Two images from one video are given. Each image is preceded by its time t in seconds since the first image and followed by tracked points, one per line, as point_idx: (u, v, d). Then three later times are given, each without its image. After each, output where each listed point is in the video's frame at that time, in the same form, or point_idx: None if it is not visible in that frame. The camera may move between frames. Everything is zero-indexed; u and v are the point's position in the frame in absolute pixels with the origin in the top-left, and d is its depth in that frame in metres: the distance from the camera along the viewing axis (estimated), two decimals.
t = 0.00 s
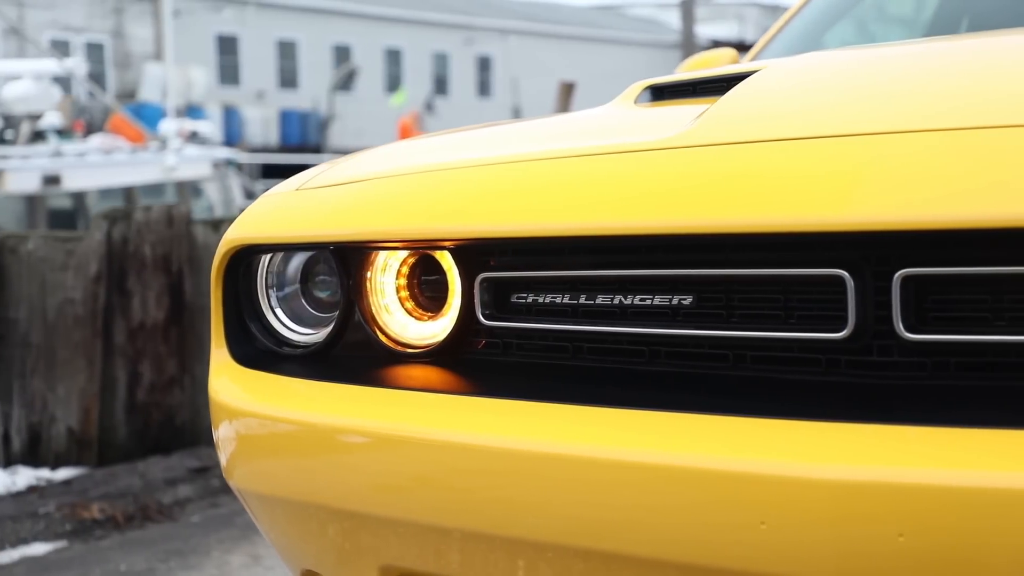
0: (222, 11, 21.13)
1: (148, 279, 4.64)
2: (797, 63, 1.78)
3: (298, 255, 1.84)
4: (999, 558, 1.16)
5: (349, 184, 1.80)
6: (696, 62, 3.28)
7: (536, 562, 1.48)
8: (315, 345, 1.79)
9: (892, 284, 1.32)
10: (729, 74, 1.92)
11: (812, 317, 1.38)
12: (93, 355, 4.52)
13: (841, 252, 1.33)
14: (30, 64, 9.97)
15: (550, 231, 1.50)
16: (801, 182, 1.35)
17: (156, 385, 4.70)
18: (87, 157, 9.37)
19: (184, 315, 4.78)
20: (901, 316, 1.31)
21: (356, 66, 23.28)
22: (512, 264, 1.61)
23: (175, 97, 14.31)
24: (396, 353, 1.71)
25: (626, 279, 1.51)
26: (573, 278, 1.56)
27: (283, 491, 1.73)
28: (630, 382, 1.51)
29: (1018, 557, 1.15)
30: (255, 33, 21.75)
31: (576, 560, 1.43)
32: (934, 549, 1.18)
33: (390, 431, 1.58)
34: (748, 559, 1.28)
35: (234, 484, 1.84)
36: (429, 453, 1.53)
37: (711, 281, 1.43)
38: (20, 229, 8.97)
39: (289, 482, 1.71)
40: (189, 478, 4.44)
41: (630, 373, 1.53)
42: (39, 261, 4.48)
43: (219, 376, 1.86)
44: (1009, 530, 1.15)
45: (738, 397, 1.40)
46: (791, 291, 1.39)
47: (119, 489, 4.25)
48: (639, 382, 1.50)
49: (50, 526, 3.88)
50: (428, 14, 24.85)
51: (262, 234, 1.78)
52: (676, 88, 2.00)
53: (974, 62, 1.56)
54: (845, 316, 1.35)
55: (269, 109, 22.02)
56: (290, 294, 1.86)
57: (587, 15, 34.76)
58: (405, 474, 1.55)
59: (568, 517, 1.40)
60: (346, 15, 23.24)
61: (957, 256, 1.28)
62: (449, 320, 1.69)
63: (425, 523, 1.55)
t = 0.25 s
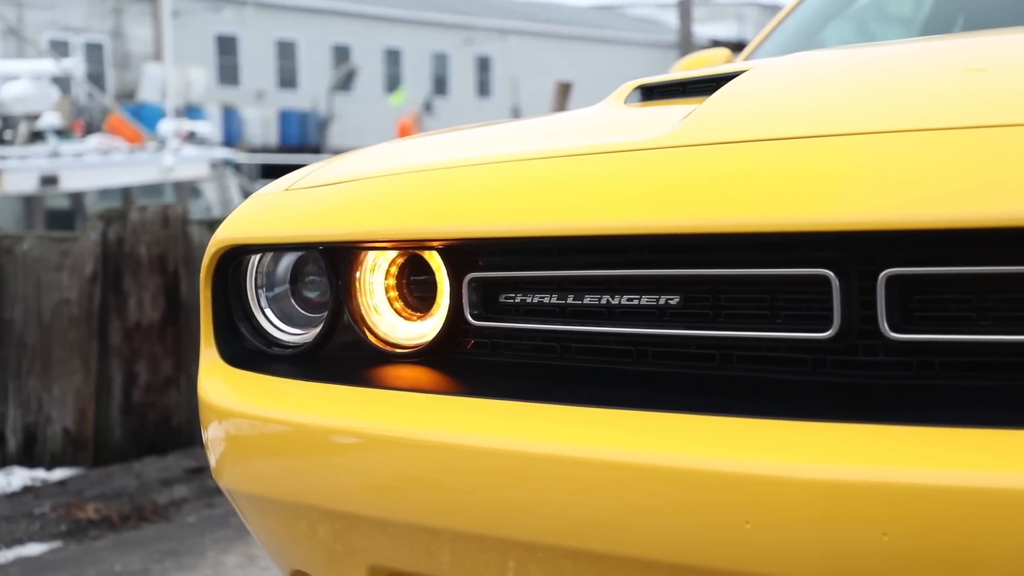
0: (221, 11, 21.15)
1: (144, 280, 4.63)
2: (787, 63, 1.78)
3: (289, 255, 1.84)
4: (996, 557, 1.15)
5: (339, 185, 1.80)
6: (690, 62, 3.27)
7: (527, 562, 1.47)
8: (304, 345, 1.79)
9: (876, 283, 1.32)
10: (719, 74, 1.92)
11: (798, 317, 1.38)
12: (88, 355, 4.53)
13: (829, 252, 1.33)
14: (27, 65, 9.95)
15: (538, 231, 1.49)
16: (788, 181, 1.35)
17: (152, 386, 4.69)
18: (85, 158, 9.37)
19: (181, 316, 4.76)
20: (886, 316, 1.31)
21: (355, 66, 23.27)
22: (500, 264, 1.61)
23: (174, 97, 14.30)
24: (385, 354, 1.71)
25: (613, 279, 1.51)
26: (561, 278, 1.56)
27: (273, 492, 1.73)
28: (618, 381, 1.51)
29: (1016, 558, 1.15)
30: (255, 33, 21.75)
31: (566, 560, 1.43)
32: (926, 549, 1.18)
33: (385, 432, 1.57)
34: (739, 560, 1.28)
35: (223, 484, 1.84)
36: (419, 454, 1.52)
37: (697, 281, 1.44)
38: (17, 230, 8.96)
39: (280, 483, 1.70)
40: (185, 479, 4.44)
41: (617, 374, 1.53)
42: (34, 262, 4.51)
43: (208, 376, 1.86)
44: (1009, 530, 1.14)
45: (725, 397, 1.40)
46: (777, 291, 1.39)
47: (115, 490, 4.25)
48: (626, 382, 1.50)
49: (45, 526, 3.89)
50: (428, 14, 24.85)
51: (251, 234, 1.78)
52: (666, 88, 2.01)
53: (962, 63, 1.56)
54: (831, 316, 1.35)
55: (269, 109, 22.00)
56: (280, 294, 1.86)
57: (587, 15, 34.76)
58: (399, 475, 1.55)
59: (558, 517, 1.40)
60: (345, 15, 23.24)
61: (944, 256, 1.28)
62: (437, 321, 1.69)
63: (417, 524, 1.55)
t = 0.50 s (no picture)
0: (220, 12, 21.16)
1: (139, 280, 4.62)
2: (776, 63, 1.78)
3: (279, 256, 1.84)
4: (985, 557, 1.15)
5: (329, 185, 1.79)
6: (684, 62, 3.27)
7: (517, 563, 1.47)
8: (293, 345, 1.80)
9: (862, 283, 1.32)
10: (708, 74, 1.92)
11: (784, 317, 1.38)
12: (84, 356, 4.53)
13: (816, 252, 1.33)
14: (25, 65, 9.92)
15: (526, 231, 1.49)
16: (775, 181, 1.35)
17: (148, 386, 4.68)
18: (82, 158, 9.38)
19: (177, 315, 4.75)
20: (871, 316, 1.31)
21: (354, 66, 23.28)
22: (488, 264, 1.61)
23: (173, 98, 14.30)
24: (374, 354, 1.71)
25: (601, 279, 1.51)
26: (549, 278, 1.56)
27: (262, 493, 1.72)
28: (605, 381, 1.51)
29: (1016, 558, 1.14)
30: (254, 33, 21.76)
31: (555, 560, 1.43)
32: (919, 549, 1.18)
33: (377, 432, 1.56)
34: (730, 560, 1.27)
35: (213, 485, 1.84)
36: (408, 454, 1.52)
37: (684, 281, 1.44)
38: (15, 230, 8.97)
39: (270, 483, 1.70)
40: (181, 479, 4.43)
41: (604, 374, 1.54)
42: (29, 261, 4.57)
43: (197, 377, 1.86)
44: (1010, 530, 1.14)
45: (712, 397, 1.40)
46: (763, 291, 1.40)
47: (110, 490, 4.26)
48: (613, 382, 1.50)
49: (40, 527, 3.90)
50: (427, 14, 24.86)
51: (241, 234, 1.78)
52: (656, 88, 2.01)
53: (949, 62, 1.57)
54: (816, 315, 1.35)
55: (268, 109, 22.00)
56: (270, 294, 1.86)
57: (586, 15, 34.77)
58: (389, 476, 1.54)
59: (547, 517, 1.39)
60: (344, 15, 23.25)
61: (931, 256, 1.28)
62: (425, 321, 1.70)
63: (407, 524, 1.54)
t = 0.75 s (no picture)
0: (220, 11, 21.15)
1: (135, 280, 4.61)
2: (765, 63, 1.78)
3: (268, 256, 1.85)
4: (972, 556, 1.15)
5: (318, 185, 1.79)
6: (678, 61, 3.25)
7: (507, 563, 1.46)
8: (282, 345, 1.80)
9: (847, 283, 1.32)
10: (698, 74, 1.93)
11: (770, 317, 1.39)
12: (79, 356, 4.53)
13: (801, 251, 1.33)
14: (23, 66, 9.91)
15: (514, 231, 1.49)
16: (763, 181, 1.35)
17: (143, 386, 4.67)
18: (80, 158, 9.36)
19: (173, 315, 4.74)
20: (856, 315, 1.31)
21: (354, 66, 23.27)
22: (477, 264, 1.61)
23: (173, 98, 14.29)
24: (363, 354, 1.72)
25: (588, 279, 1.51)
26: (536, 278, 1.56)
27: (252, 493, 1.72)
28: (594, 381, 1.51)
29: (1017, 558, 1.14)
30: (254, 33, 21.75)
31: (545, 561, 1.42)
32: (911, 549, 1.17)
33: (368, 433, 1.55)
34: (718, 560, 1.27)
35: (203, 486, 1.83)
36: (398, 454, 1.51)
37: (670, 281, 1.44)
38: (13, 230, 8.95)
39: (260, 484, 1.69)
40: (176, 479, 4.43)
41: (592, 373, 1.54)
42: (25, 262, 4.58)
43: (186, 376, 1.86)
44: (1010, 530, 1.13)
45: (699, 397, 1.40)
46: (749, 291, 1.40)
47: (105, 490, 4.26)
48: (601, 381, 1.51)
49: (35, 527, 3.90)
50: (427, 14, 24.86)
51: (230, 234, 1.78)
52: (646, 88, 2.02)
53: (936, 62, 1.57)
54: (802, 315, 1.35)
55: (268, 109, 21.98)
56: (260, 294, 1.87)
57: (586, 15, 34.76)
58: (380, 476, 1.53)
59: (536, 517, 1.39)
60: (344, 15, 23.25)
61: (918, 256, 1.28)
62: (413, 321, 1.70)
63: (397, 525, 1.53)
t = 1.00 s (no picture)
0: (219, 11, 21.14)
1: (131, 279, 4.59)
2: (756, 62, 1.78)
3: (258, 255, 1.85)
4: (960, 556, 1.15)
5: (307, 185, 1.79)
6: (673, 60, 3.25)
7: (497, 563, 1.46)
8: (271, 345, 1.80)
9: (833, 283, 1.32)
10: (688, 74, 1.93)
11: (756, 316, 1.39)
12: (75, 356, 4.53)
13: (787, 251, 1.33)
14: (21, 66, 9.92)
15: (502, 231, 1.49)
16: (751, 180, 1.34)
17: (139, 386, 4.66)
18: (78, 158, 9.35)
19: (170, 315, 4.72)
20: (842, 315, 1.31)
21: (353, 66, 23.27)
22: (466, 264, 1.61)
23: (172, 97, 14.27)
24: (352, 354, 1.72)
25: (577, 279, 1.51)
26: (525, 278, 1.56)
27: (242, 493, 1.72)
28: (582, 380, 1.51)
29: (1009, 558, 1.13)
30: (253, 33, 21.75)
31: (535, 561, 1.42)
32: (899, 549, 1.17)
33: (359, 433, 1.55)
34: (707, 560, 1.27)
35: (193, 485, 1.83)
36: (389, 454, 1.51)
37: (658, 280, 1.44)
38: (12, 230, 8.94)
39: (250, 484, 1.69)
40: (172, 478, 4.43)
41: (580, 373, 1.54)
42: (21, 261, 4.59)
43: (176, 376, 1.86)
44: (1003, 529, 1.13)
45: (688, 396, 1.40)
46: (736, 290, 1.40)
47: (101, 490, 4.25)
48: (590, 381, 1.51)
49: (30, 526, 3.90)
50: (427, 14, 24.86)
51: (219, 234, 1.78)
52: (637, 88, 2.02)
53: (925, 62, 1.57)
54: (789, 315, 1.35)
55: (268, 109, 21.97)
56: (250, 294, 1.87)
57: (586, 15, 34.77)
58: (371, 476, 1.53)
59: (526, 517, 1.39)
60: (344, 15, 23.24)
61: (906, 255, 1.28)
62: (402, 321, 1.70)
63: (388, 525, 1.53)
